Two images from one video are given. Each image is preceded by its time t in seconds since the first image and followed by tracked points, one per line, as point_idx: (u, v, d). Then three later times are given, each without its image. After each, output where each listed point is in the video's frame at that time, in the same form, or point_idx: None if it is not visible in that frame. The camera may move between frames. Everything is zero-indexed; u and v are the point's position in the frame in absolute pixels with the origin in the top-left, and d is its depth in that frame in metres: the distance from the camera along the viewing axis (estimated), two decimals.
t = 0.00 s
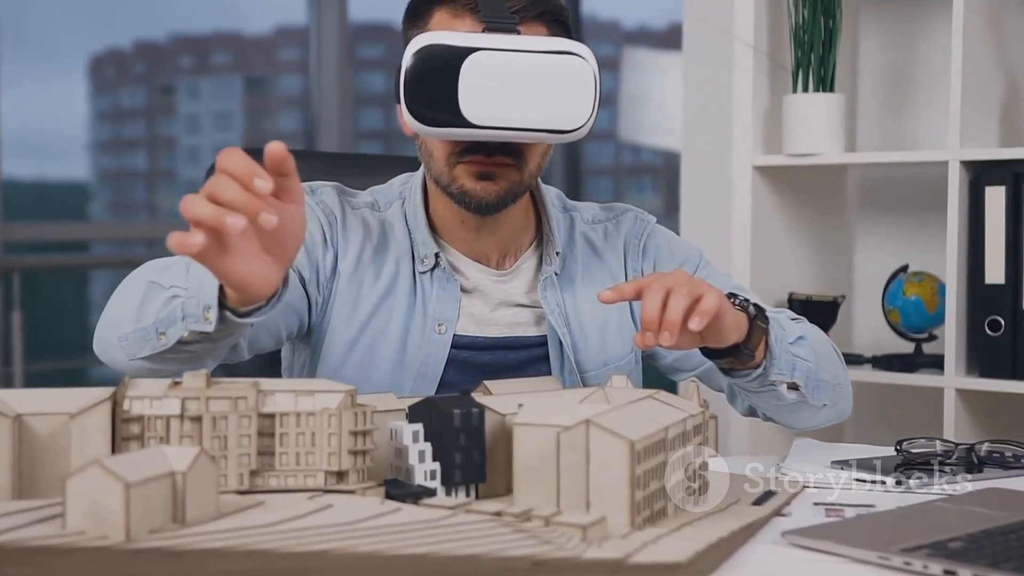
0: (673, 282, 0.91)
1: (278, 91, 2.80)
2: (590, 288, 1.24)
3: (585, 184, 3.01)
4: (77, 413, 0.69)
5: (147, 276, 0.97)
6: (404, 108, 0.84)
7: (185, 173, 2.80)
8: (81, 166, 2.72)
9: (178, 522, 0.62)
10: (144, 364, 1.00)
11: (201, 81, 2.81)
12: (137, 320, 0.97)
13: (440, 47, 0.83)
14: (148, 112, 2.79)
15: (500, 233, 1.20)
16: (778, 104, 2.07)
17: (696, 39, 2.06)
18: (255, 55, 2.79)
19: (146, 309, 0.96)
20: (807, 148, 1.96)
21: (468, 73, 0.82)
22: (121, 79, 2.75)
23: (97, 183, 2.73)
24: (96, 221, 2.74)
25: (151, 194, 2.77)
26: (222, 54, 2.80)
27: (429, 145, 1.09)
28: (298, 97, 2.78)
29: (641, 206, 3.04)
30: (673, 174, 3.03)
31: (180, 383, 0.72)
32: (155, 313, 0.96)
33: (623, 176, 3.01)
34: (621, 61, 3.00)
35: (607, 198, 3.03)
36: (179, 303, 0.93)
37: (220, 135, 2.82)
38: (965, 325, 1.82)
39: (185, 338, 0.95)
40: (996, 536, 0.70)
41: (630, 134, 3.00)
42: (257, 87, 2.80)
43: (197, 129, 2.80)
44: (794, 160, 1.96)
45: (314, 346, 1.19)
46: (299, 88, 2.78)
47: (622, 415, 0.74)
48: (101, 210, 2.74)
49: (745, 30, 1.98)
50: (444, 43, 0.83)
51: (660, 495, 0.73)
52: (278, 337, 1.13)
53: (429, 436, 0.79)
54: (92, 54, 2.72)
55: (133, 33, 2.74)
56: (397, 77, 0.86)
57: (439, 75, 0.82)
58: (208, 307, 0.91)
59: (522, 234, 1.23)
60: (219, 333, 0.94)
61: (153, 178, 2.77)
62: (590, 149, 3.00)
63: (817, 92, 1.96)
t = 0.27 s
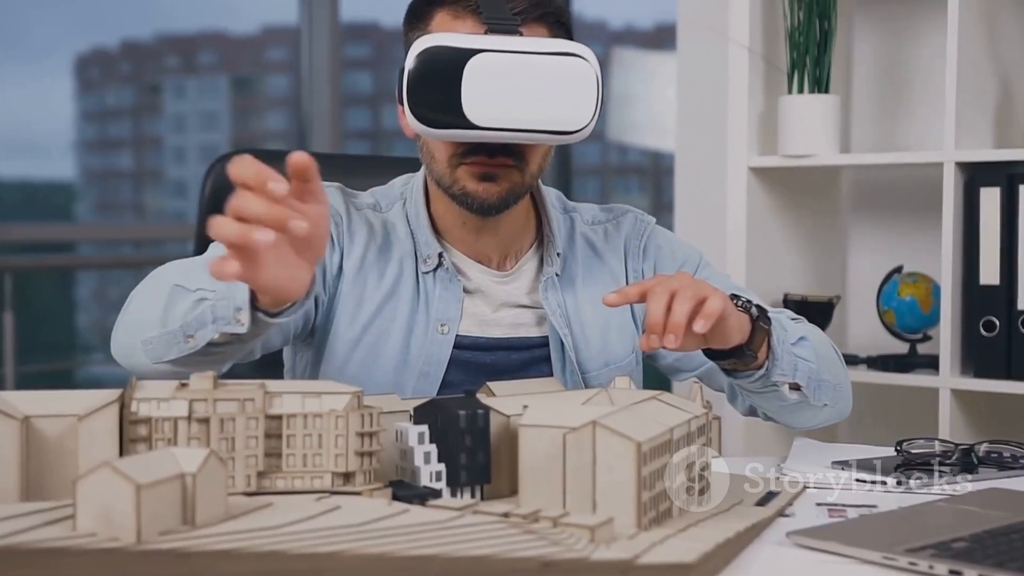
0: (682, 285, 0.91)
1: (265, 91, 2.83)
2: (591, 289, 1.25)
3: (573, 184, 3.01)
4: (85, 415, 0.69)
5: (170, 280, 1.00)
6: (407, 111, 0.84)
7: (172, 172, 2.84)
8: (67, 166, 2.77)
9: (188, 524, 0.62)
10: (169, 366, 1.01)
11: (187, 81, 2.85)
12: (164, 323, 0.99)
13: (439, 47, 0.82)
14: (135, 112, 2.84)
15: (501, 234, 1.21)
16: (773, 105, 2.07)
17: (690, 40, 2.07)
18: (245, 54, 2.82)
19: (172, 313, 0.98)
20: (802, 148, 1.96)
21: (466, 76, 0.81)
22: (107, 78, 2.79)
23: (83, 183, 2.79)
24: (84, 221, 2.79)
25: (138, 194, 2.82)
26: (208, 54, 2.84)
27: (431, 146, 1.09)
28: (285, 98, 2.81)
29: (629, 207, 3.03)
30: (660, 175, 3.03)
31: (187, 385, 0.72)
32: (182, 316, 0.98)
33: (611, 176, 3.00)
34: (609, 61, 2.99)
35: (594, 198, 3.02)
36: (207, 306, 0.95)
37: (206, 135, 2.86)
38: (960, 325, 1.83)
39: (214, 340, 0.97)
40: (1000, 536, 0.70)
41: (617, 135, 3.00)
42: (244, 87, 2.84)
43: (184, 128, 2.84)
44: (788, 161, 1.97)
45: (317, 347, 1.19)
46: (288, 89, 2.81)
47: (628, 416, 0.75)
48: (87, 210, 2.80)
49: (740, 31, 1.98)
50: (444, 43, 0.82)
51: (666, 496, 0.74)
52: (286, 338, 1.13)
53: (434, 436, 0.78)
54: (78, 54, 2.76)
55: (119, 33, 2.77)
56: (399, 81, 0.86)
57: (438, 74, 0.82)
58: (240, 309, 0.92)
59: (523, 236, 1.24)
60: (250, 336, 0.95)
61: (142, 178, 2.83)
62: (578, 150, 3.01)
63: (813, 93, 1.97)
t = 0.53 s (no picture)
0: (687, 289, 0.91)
1: (253, 90, 2.89)
2: (590, 290, 1.25)
3: (562, 184, 2.98)
4: (89, 415, 0.69)
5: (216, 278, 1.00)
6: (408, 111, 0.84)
7: (159, 172, 2.84)
8: (53, 165, 2.73)
9: (194, 524, 0.62)
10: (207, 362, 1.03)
11: (175, 80, 2.86)
12: (205, 321, 1.00)
13: (440, 49, 0.82)
14: (122, 112, 2.82)
15: (500, 234, 1.21)
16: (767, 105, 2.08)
17: (682, 41, 2.07)
18: (231, 53, 2.87)
19: (216, 311, 0.98)
20: (797, 149, 1.97)
21: (466, 77, 0.81)
22: (94, 78, 2.78)
23: (70, 182, 2.75)
24: (71, 221, 2.76)
25: (125, 194, 2.80)
26: (196, 53, 2.86)
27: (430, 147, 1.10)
28: (270, 98, 2.88)
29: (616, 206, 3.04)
30: (648, 175, 3.05)
31: (191, 386, 0.72)
32: (226, 314, 0.98)
33: (599, 176, 3.00)
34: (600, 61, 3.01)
35: (582, 198, 3.01)
36: (260, 302, 0.94)
37: (193, 135, 2.86)
38: (955, 325, 1.84)
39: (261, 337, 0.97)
40: (1000, 536, 0.71)
41: (606, 134, 3.01)
42: (231, 86, 2.89)
43: (171, 128, 2.85)
44: (782, 161, 1.98)
45: (317, 348, 1.20)
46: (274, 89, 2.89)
47: (631, 416, 0.75)
48: (74, 210, 2.76)
49: (734, 32, 1.99)
50: (444, 45, 0.82)
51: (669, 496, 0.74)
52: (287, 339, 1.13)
53: (437, 436, 0.79)
54: (64, 53, 2.74)
55: (105, 31, 2.78)
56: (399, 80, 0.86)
57: (440, 77, 0.82)
58: (300, 306, 0.91)
59: (522, 236, 1.24)
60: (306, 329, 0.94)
61: (128, 178, 2.81)
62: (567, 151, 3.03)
63: (808, 94, 1.98)
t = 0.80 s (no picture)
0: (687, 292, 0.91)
1: (240, 90, 2.91)
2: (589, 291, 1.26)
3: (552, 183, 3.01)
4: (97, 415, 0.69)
5: (283, 272, 0.98)
6: (409, 115, 0.82)
7: (145, 169, 2.89)
8: (39, 164, 2.81)
9: (203, 524, 0.63)
10: (262, 357, 1.01)
11: (163, 80, 2.91)
12: (270, 316, 0.98)
13: (439, 53, 0.80)
14: (109, 112, 2.88)
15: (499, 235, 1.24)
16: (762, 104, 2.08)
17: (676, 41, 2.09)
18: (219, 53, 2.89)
19: (285, 306, 0.96)
20: (793, 149, 1.97)
21: (464, 79, 0.79)
22: (80, 77, 2.84)
23: (58, 181, 2.83)
24: (58, 219, 2.82)
25: (112, 194, 2.87)
26: (183, 52, 2.89)
27: (430, 149, 1.11)
28: (259, 98, 2.91)
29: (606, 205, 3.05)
30: (637, 174, 3.07)
31: (197, 385, 0.72)
32: (296, 309, 0.96)
33: (587, 175, 3.03)
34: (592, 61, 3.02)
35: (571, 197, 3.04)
36: (338, 299, 0.93)
37: (180, 133, 2.90)
38: (949, 325, 1.85)
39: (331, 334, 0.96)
40: (1003, 534, 0.71)
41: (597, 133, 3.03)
42: (219, 85, 2.92)
43: (159, 128, 2.89)
44: (776, 161, 1.98)
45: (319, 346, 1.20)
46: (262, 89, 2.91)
47: (636, 416, 0.75)
48: (62, 209, 2.82)
49: (730, 33, 2.00)
50: (444, 48, 0.80)
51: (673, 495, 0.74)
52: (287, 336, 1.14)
53: (442, 436, 0.79)
54: (51, 52, 2.81)
55: (92, 32, 2.84)
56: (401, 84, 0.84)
57: (439, 81, 0.80)
58: (382, 303, 0.89)
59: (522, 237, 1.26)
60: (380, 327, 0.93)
61: (113, 178, 2.87)
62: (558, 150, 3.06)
63: (804, 94, 1.98)
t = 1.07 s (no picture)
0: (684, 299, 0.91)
1: (228, 88, 2.94)
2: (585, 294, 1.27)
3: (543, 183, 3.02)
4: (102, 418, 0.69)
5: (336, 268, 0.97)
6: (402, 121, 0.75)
7: (132, 170, 2.86)
8: (25, 165, 2.73)
9: (210, 526, 0.63)
10: (305, 354, 0.99)
11: (150, 79, 2.89)
12: (321, 311, 0.96)
13: (435, 54, 0.73)
14: (95, 111, 2.83)
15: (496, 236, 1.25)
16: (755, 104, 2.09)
17: (669, 43, 2.10)
18: (204, 51, 2.92)
19: (337, 302, 0.95)
20: (788, 150, 1.98)
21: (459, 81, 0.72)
22: (66, 76, 2.78)
23: (43, 181, 2.75)
24: (43, 220, 2.74)
25: (98, 194, 2.82)
26: (170, 52, 2.89)
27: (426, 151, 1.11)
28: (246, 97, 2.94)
29: (593, 205, 3.07)
30: (625, 174, 3.06)
31: (202, 388, 0.73)
32: (349, 306, 0.94)
33: (576, 176, 3.03)
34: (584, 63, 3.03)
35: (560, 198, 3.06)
36: (395, 297, 0.92)
37: (167, 133, 2.90)
38: (943, 326, 1.85)
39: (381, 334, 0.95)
40: (1003, 535, 0.72)
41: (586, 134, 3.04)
42: (206, 85, 2.94)
43: (147, 127, 2.88)
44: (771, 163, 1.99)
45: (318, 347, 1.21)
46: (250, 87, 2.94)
47: (638, 417, 0.76)
48: (47, 209, 2.75)
49: (724, 36, 2.00)
50: (441, 50, 0.73)
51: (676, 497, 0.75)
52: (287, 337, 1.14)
53: (444, 439, 0.79)
54: (37, 51, 2.73)
55: (79, 31, 2.79)
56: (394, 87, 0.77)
57: (436, 84, 0.73)
58: (440, 303, 0.89)
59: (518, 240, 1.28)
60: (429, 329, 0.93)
61: (100, 178, 2.82)
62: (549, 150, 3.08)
63: (798, 95, 1.99)
